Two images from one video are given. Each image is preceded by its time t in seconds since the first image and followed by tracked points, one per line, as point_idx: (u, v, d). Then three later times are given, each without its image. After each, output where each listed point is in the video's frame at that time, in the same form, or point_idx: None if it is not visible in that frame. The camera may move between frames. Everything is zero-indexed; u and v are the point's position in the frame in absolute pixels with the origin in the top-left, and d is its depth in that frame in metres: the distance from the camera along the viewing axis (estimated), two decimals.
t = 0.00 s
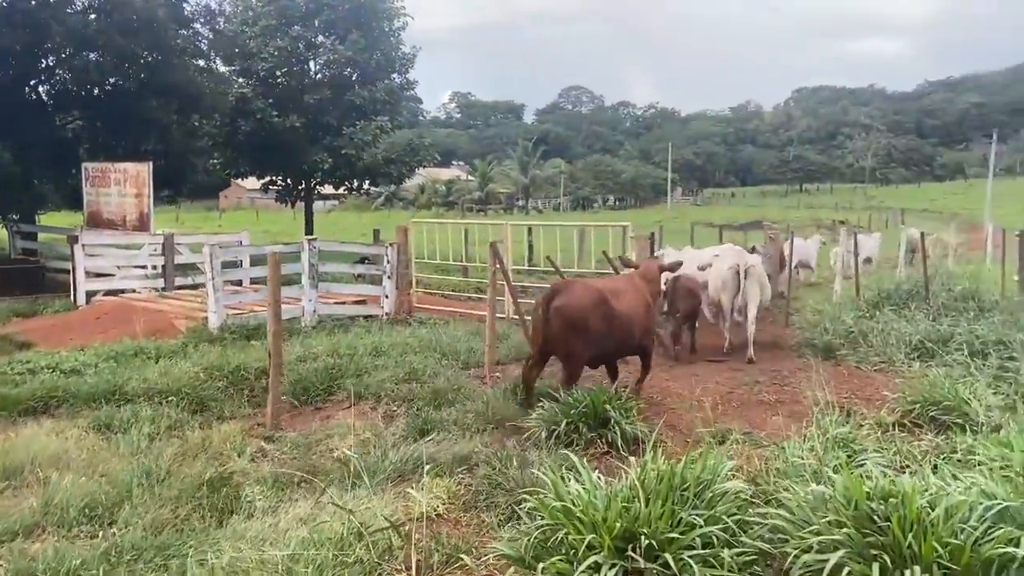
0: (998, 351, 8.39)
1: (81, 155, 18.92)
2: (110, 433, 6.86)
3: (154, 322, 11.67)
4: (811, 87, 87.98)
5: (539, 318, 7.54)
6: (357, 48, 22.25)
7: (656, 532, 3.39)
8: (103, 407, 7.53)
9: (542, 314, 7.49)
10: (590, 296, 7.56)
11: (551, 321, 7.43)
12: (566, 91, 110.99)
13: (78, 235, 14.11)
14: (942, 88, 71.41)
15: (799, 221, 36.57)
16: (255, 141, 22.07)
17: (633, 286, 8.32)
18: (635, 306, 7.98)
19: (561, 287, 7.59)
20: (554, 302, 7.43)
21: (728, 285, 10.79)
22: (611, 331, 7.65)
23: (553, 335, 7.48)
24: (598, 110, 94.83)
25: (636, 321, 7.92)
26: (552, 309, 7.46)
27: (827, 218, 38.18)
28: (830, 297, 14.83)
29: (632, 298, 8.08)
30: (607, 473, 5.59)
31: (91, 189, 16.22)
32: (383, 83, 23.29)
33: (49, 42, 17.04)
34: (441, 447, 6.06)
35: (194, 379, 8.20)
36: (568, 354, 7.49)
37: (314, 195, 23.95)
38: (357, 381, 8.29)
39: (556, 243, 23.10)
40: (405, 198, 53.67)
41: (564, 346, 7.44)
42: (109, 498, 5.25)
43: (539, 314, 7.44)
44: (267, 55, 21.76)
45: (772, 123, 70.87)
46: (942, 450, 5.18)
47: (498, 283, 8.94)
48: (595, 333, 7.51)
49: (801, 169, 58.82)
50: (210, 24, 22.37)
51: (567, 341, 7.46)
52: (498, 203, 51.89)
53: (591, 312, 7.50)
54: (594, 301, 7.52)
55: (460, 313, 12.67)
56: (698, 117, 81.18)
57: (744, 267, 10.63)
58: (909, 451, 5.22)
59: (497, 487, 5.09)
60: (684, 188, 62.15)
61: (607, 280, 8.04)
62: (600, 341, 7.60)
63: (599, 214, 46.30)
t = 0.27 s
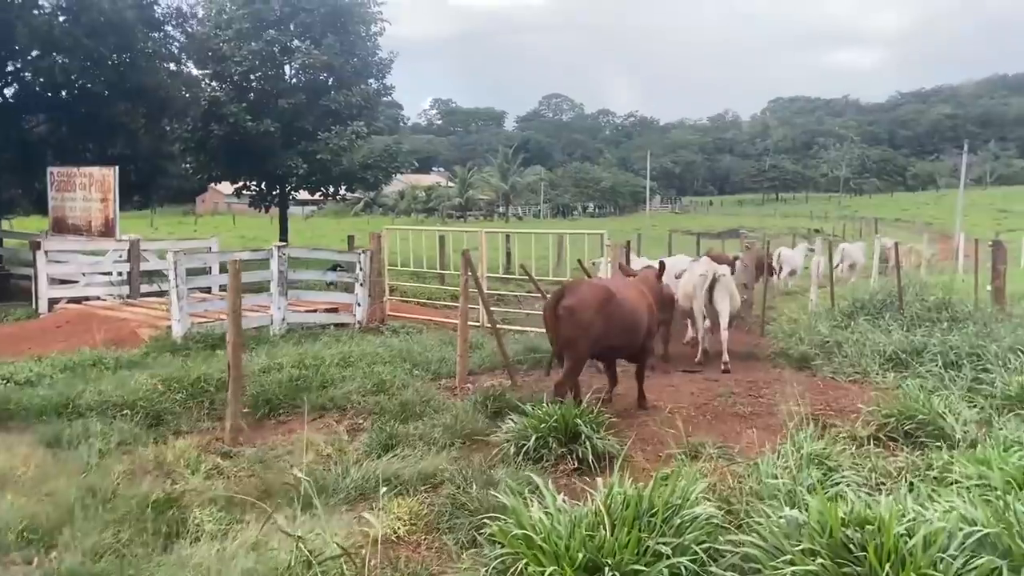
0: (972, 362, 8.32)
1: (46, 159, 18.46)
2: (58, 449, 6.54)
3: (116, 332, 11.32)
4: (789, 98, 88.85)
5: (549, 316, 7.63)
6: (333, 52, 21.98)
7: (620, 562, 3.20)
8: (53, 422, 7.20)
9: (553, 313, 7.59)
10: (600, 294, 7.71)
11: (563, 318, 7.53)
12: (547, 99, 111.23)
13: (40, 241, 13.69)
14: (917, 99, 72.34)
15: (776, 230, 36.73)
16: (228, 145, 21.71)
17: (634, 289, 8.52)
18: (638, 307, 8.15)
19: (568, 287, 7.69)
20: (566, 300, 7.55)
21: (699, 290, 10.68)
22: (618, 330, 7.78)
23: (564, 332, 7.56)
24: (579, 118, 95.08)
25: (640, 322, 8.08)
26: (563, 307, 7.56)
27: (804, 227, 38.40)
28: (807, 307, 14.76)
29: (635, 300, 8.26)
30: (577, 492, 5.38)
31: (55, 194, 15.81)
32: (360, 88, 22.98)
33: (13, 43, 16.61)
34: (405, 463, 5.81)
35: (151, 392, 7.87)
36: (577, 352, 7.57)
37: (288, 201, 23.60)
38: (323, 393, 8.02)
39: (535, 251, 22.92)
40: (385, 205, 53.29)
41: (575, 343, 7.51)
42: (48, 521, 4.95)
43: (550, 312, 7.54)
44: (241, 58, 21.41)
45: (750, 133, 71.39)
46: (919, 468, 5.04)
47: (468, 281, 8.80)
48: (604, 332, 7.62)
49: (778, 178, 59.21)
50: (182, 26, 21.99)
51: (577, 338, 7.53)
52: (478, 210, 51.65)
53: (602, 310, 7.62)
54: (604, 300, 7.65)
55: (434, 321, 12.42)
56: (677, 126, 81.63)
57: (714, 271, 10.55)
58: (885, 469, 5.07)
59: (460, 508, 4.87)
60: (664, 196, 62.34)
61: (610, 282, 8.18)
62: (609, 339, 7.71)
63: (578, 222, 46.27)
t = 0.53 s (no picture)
0: (955, 377, 8.24)
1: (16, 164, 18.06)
2: (9, 467, 6.23)
3: (82, 342, 10.98)
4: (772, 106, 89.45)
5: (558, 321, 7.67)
6: (312, 58, 21.67)
7: None
8: (5, 438, 6.87)
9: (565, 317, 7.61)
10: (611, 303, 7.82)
11: (574, 323, 7.58)
12: (532, 105, 111.22)
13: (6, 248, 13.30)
14: (898, 109, 72.98)
15: (758, 236, 36.83)
16: (206, 151, 21.37)
17: (633, 296, 8.68)
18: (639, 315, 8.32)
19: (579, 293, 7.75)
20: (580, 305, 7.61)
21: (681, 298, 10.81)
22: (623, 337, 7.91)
23: (575, 336, 7.62)
24: (564, 124, 95.23)
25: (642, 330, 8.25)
26: (575, 312, 7.61)
27: (787, 235, 38.52)
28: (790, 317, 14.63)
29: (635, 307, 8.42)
30: (550, 517, 5.18)
31: (24, 199, 15.42)
32: (340, 94, 22.66)
33: None
34: (371, 484, 5.56)
35: (111, 406, 7.56)
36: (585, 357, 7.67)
37: (267, 207, 23.30)
38: (291, 407, 7.74)
39: (517, 259, 22.76)
40: (368, 210, 52.89)
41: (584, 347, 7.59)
42: None
43: (562, 317, 7.57)
44: (218, 63, 21.06)
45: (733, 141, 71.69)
46: (905, 492, 4.90)
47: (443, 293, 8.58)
48: (614, 338, 7.74)
49: (761, 185, 59.46)
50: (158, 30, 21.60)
51: (587, 344, 7.63)
52: (462, 216, 51.38)
53: (612, 317, 7.73)
54: (616, 307, 7.76)
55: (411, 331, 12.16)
56: (661, 133, 81.91)
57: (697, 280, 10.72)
58: (870, 494, 4.93)
59: (425, 534, 4.64)
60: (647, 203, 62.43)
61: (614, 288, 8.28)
62: (618, 345, 7.81)
63: (563, 228, 46.17)
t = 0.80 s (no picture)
0: (944, 386, 8.16)
1: None
2: None
3: (49, 349, 10.66)
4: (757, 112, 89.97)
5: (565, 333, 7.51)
6: (293, 59, 21.37)
7: None
8: None
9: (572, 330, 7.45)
10: (611, 308, 7.77)
11: (583, 334, 7.45)
12: (517, 109, 111.22)
13: None
14: (880, 115, 73.56)
15: (742, 241, 36.87)
16: (184, 153, 21.05)
17: (625, 300, 8.68)
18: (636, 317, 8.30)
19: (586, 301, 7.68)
20: (586, 315, 7.48)
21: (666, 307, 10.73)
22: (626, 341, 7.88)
23: (584, 347, 7.49)
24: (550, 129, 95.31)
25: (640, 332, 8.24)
26: (583, 322, 7.48)
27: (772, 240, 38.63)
28: (774, 323, 14.52)
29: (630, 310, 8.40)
30: (530, 534, 4.99)
31: None
32: (321, 96, 22.37)
33: None
34: (339, 498, 5.32)
35: (72, 416, 7.26)
36: (596, 367, 7.58)
37: (248, 211, 23.02)
38: (262, 416, 7.45)
39: (500, 264, 22.58)
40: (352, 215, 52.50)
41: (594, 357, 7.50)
42: None
43: (571, 329, 7.42)
44: (197, 64, 20.74)
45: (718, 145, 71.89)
46: (896, 507, 4.81)
47: (419, 301, 8.34)
48: (622, 343, 7.70)
49: (746, 190, 59.63)
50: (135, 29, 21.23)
51: (597, 352, 7.54)
52: (447, 220, 51.12)
53: (617, 322, 7.69)
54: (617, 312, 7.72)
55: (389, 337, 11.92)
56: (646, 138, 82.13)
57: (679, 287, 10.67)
58: (860, 509, 4.82)
59: (396, 553, 4.43)
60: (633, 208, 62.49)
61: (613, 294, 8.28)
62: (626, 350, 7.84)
63: (548, 233, 46.08)
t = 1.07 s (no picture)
0: (937, 393, 7.97)
1: None
2: None
3: (18, 356, 10.31)
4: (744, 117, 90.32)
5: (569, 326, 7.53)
6: (275, 61, 21.03)
7: None
8: None
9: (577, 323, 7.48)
10: (615, 303, 7.83)
11: (587, 326, 7.48)
12: (505, 114, 111.09)
13: None
14: (865, 121, 73.97)
15: (729, 245, 36.83)
16: (164, 156, 20.68)
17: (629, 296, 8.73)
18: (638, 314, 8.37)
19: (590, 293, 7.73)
20: (590, 307, 7.53)
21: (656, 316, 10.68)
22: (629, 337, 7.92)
23: (589, 341, 7.51)
24: (537, 133, 95.24)
25: (642, 329, 8.30)
26: (588, 315, 7.52)
27: (760, 244, 38.61)
28: (762, 328, 14.32)
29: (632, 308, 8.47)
30: (510, 553, 4.73)
31: None
32: (304, 98, 22.05)
33: None
34: (309, 515, 5.03)
35: (32, 428, 6.93)
36: (600, 361, 7.58)
37: (230, 214, 22.67)
38: (233, 427, 7.14)
39: (486, 269, 22.31)
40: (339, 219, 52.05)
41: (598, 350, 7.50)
42: None
43: (575, 321, 7.44)
44: (177, 65, 20.38)
45: (705, 150, 72.00)
46: (894, 523, 4.60)
47: (398, 307, 8.07)
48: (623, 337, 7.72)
49: (733, 195, 59.70)
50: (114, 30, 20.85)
51: (600, 346, 7.55)
52: (434, 224, 50.80)
53: (621, 316, 7.74)
54: (621, 306, 7.79)
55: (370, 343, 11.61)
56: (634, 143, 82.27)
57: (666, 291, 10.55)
58: (855, 525, 4.61)
59: None
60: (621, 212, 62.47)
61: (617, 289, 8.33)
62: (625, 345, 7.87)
63: (536, 237, 45.90)
